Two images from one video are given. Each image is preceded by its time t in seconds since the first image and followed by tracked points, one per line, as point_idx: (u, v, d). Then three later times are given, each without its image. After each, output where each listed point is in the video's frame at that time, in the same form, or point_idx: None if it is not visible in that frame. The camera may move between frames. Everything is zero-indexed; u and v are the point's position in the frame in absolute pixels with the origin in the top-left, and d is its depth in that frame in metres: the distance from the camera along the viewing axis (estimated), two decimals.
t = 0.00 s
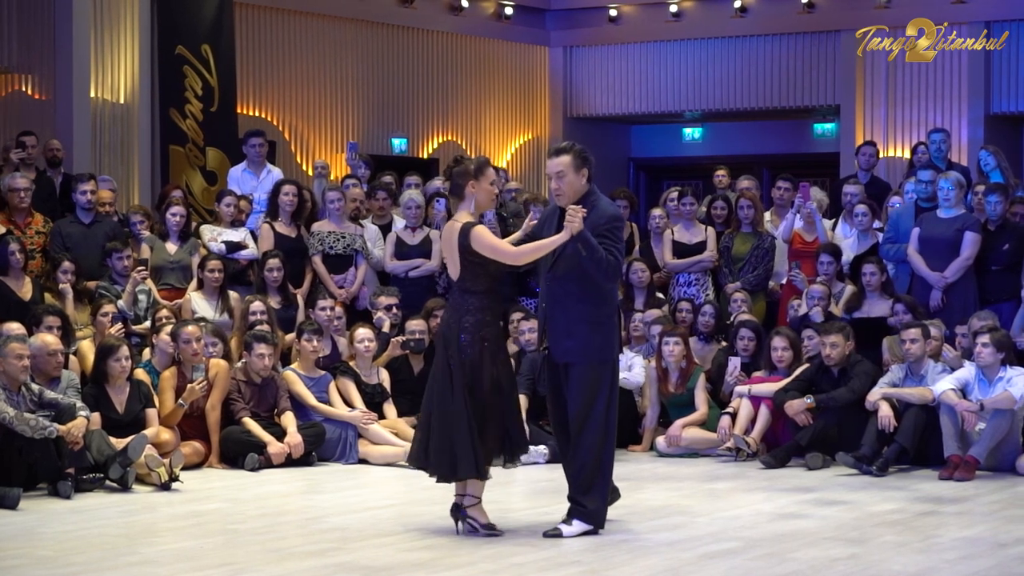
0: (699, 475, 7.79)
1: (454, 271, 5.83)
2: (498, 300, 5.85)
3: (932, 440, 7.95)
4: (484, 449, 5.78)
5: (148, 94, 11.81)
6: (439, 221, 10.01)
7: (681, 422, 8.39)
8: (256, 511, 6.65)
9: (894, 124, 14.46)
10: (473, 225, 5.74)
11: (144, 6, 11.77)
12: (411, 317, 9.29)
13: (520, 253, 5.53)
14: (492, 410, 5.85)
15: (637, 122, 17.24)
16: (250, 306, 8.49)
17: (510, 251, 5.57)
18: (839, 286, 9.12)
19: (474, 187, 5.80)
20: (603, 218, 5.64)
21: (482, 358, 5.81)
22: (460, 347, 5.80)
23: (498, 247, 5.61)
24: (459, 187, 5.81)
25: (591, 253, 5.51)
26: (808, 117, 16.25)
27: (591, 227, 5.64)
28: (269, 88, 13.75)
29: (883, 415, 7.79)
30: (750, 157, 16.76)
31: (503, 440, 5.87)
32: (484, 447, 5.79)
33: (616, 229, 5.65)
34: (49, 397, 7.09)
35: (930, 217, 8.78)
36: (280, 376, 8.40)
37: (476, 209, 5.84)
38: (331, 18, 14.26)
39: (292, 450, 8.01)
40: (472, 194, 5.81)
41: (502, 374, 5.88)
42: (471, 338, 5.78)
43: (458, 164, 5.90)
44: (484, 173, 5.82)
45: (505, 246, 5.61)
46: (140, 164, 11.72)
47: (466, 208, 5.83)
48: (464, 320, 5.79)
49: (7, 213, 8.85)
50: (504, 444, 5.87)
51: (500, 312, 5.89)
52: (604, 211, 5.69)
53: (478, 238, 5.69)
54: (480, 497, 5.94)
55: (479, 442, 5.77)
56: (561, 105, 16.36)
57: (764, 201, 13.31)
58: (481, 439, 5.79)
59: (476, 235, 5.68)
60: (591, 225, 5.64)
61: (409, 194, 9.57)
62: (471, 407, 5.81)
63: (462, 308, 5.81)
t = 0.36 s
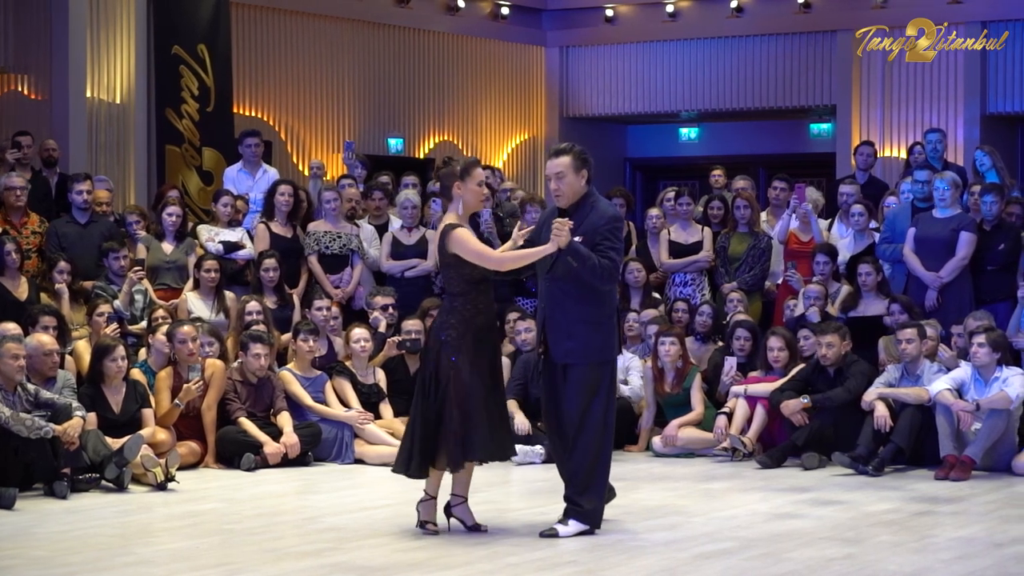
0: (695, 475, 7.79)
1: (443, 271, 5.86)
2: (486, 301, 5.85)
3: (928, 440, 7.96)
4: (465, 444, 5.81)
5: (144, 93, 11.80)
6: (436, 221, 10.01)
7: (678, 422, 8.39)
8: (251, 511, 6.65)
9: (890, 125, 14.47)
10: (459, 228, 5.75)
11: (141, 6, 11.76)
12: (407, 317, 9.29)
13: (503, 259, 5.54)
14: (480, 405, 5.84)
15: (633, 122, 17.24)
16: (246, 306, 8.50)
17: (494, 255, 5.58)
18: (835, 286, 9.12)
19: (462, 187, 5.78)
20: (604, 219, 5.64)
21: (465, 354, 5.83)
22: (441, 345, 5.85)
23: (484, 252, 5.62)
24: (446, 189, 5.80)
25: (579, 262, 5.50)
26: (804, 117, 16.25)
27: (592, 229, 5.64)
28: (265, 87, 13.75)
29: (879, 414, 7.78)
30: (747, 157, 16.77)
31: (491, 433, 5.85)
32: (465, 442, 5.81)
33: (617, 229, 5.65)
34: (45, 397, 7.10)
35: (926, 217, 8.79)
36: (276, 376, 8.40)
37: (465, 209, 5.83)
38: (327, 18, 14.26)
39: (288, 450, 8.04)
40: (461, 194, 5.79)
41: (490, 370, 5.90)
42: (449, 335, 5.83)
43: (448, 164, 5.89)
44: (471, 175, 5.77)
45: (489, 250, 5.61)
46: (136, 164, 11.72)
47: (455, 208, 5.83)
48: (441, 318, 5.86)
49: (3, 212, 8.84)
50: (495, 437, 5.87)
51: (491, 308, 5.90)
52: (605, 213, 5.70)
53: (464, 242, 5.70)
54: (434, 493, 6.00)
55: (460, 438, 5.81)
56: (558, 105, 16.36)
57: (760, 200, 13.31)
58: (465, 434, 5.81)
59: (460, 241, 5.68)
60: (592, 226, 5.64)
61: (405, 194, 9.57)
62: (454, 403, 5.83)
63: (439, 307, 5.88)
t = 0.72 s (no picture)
0: (690, 475, 7.80)
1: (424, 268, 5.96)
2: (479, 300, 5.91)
3: (923, 440, 7.96)
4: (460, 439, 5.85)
5: (139, 93, 11.79)
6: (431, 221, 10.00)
7: (673, 422, 8.39)
8: (247, 511, 6.65)
9: (885, 125, 14.49)
10: (438, 229, 5.80)
11: (136, 6, 11.74)
12: (402, 317, 9.28)
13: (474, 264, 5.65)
14: (473, 403, 5.91)
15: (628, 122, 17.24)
16: (241, 306, 8.50)
17: (467, 260, 5.68)
18: (830, 286, 9.11)
19: (455, 190, 5.79)
20: (596, 217, 5.63)
21: (459, 351, 5.90)
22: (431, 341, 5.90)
23: (457, 256, 5.71)
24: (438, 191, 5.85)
25: (563, 260, 5.48)
26: (799, 117, 16.25)
27: (585, 227, 5.64)
28: (260, 87, 13.73)
29: (873, 414, 7.80)
30: (742, 158, 16.77)
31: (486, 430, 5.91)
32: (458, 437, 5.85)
33: (611, 227, 5.65)
34: (40, 397, 7.11)
35: (921, 217, 8.80)
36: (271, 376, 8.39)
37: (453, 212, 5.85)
38: (322, 17, 14.24)
39: (282, 450, 8.03)
40: (454, 196, 5.80)
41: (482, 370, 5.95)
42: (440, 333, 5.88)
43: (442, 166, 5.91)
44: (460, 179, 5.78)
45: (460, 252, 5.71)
46: (131, 164, 11.70)
47: (446, 211, 5.86)
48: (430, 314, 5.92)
49: None
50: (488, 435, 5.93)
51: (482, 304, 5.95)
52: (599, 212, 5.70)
53: (437, 243, 5.77)
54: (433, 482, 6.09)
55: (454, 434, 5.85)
56: (553, 105, 16.35)
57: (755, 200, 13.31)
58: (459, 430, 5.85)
59: (435, 243, 5.74)
60: (585, 224, 5.64)
61: (400, 195, 9.56)
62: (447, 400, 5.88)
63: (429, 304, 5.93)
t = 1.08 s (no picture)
0: (689, 476, 7.82)
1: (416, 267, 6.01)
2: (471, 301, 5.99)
3: (922, 440, 7.96)
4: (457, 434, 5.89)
5: (138, 92, 11.78)
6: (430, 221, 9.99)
7: (672, 421, 8.40)
8: (246, 511, 6.65)
9: (884, 124, 14.50)
10: (428, 226, 5.85)
11: (134, 6, 11.73)
12: (401, 317, 9.27)
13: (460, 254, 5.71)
14: (470, 399, 5.95)
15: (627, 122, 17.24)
16: (240, 306, 8.49)
17: (454, 251, 5.73)
18: (830, 285, 9.08)
19: (449, 192, 5.85)
20: (584, 223, 5.64)
21: (454, 346, 5.96)
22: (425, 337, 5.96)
23: (443, 248, 5.75)
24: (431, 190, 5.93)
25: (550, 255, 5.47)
26: (798, 116, 16.25)
27: (573, 232, 5.65)
28: (258, 87, 13.73)
29: (873, 413, 7.80)
30: (741, 157, 16.76)
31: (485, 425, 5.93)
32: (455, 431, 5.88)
33: (599, 232, 5.65)
34: (39, 396, 7.12)
35: (920, 216, 8.80)
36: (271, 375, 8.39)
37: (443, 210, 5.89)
38: (320, 17, 14.24)
39: (281, 450, 8.02)
40: (448, 198, 5.86)
41: (481, 363, 5.99)
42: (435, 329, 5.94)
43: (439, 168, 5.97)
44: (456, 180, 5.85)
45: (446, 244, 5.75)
46: (130, 164, 11.70)
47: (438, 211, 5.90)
48: (423, 311, 5.99)
49: None
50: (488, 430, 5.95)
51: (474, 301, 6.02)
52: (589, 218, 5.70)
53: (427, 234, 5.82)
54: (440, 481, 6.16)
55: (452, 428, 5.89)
56: (552, 105, 16.35)
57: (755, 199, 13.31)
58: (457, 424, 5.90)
59: (422, 237, 5.81)
60: (572, 230, 5.65)
61: (399, 194, 9.53)
62: (444, 395, 5.92)
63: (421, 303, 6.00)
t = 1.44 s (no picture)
0: (688, 476, 7.84)
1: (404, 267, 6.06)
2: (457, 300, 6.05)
3: (921, 440, 7.96)
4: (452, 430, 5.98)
5: (136, 91, 11.77)
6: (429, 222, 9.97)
7: (670, 422, 8.41)
8: (245, 511, 6.65)
9: (882, 124, 14.50)
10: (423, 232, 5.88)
11: (132, 6, 11.72)
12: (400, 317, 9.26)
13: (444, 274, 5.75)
14: (464, 395, 6.02)
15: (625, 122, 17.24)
16: (239, 306, 8.48)
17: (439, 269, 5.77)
18: (828, 285, 9.07)
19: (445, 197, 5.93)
20: (571, 225, 5.80)
21: (445, 344, 6.02)
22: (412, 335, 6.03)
23: (432, 263, 5.80)
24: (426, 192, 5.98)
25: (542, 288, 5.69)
26: (797, 116, 16.26)
27: (561, 235, 5.81)
28: (256, 87, 13.72)
29: (873, 411, 7.80)
30: (739, 157, 16.75)
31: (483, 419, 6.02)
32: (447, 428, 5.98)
33: (586, 233, 5.80)
34: (37, 396, 7.13)
35: (919, 216, 8.80)
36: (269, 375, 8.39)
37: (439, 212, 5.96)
38: (319, 17, 14.23)
39: (280, 450, 8.04)
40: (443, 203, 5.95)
41: (473, 358, 6.07)
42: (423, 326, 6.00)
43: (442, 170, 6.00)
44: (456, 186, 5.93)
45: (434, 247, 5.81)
46: (128, 164, 11.69)
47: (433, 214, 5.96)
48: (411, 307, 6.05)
49: None
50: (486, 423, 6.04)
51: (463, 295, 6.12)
52: (574, 219, 5.86)
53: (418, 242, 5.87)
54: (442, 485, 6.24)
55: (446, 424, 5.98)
56: (550, 104, 16.34)
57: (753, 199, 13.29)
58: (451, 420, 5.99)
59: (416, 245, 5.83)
60: (559, 233, 5.82)
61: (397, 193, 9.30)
62: (439, 393, 6.00)
63: (409, 303, 6.05)
